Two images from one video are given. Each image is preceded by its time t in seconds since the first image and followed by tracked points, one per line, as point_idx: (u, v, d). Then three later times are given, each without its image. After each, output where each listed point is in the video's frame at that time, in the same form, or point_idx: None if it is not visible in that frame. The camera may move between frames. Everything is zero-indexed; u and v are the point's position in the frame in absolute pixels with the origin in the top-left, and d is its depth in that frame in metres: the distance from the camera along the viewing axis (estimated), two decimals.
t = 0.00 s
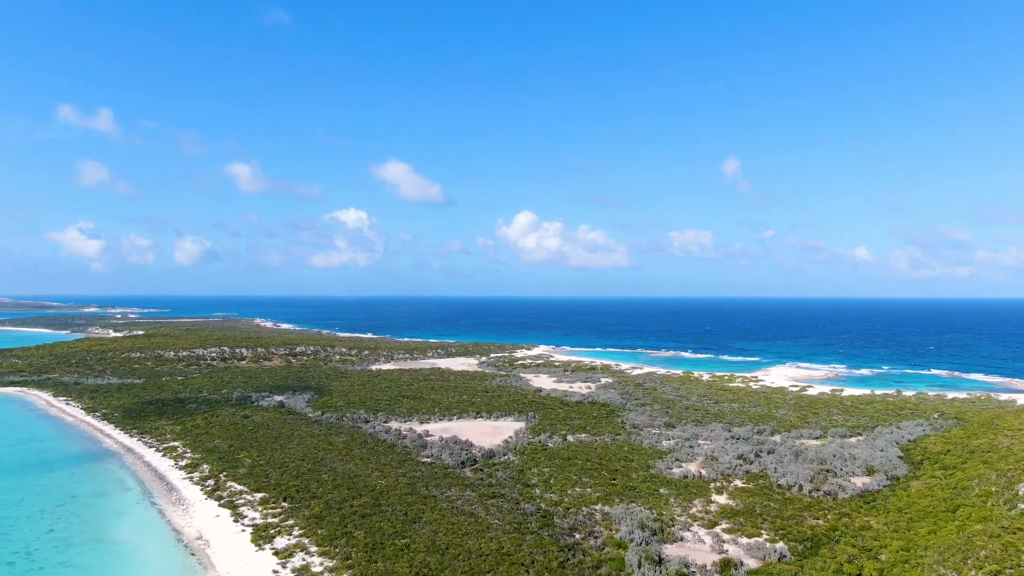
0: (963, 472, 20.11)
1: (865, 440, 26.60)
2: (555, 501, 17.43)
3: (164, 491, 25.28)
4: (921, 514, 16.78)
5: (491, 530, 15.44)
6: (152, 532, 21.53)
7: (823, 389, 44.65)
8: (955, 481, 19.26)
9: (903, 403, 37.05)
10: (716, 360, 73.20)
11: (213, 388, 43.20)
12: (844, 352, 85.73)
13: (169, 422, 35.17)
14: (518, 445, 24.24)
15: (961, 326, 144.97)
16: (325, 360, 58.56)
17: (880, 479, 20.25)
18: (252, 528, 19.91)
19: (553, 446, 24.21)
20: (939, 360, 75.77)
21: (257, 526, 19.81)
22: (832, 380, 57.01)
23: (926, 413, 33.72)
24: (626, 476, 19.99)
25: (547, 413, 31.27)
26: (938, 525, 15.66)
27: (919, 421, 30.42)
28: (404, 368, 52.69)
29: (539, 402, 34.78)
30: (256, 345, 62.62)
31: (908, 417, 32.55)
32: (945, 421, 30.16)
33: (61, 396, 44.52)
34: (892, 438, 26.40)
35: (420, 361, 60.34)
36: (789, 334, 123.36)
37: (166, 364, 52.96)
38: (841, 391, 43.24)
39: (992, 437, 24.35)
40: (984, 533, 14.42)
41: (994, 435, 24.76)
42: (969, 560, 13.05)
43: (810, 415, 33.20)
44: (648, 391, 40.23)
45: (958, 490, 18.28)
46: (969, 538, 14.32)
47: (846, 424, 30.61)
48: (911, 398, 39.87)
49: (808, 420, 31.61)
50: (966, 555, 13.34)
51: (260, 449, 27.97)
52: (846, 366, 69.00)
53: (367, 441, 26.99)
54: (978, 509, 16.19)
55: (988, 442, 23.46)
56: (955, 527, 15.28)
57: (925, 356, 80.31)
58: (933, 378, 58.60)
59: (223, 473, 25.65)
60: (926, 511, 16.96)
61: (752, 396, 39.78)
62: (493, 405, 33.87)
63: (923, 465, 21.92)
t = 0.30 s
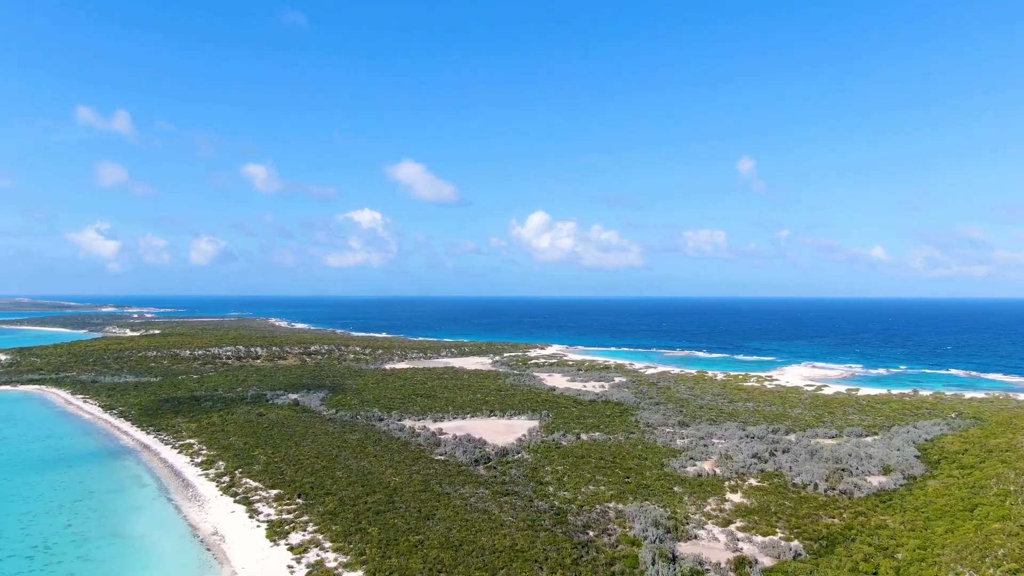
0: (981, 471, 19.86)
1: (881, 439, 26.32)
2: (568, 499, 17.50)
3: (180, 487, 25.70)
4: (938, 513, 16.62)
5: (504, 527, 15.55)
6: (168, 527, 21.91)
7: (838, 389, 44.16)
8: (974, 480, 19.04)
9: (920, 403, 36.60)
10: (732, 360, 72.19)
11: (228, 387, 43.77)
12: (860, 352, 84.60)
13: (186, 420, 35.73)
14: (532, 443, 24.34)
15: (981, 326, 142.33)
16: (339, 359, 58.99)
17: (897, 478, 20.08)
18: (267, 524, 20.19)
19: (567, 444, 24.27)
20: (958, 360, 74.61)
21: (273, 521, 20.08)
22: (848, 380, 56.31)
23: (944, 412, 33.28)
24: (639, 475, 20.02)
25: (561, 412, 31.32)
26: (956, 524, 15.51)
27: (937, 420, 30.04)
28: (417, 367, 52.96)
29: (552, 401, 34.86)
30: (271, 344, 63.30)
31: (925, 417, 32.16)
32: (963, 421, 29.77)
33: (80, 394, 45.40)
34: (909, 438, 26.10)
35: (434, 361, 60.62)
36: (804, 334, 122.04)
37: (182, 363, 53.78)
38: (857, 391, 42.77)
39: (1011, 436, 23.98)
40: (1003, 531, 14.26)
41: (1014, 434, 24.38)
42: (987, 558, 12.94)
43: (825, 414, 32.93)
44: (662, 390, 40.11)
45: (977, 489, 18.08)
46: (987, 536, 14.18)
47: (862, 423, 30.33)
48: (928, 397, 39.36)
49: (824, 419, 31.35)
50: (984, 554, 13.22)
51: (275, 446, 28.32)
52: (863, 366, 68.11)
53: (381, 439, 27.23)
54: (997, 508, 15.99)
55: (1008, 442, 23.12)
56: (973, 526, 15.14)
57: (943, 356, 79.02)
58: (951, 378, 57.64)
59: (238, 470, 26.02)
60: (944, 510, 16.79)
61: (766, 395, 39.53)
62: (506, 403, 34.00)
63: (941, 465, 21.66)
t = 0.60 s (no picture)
0: (999, 470, 19.65)
1: (897, 438, 26.10)
2: (581, 496, 17.58)
3: (196, 483, 26.10)
4: (955, 512, 16.46)
5: (517, 523, 15.66)
6: (184, 522, 22.27)
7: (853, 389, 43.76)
8: (991, 479, 18.85)
9: (937, 402, 36.21)
10: (746, 360, 71.58)
11: (243, 385, 44.34)
12: (876, 352, 83.64)
13: (201, 417, 36.25)
14: (544, 441, 24.44)
15: (999, 326, 140.34)
16: (352, 358, 59.49)
17: (913, 477, 19.93)
18: (281, 520, 20.45)
19: (579, 442, 24.33)
20: (975, 360, 73.64)
21: (287, 517, 20.35)
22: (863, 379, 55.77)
23: (961, 412, 32.89)
24: (652, 473, 20.04)
25: (574, 411, 31.39)
26: (973, 523, 15.37)
27: (953, 420, 29.70)
28: (429, 366, 53.25)
29: (566, 399, 34.92)
30: (285, 343, 63.98)
31: (941, 416, 31.79)
32: (980, 420, 29.42)
33: (97, 391, 46.16)
34: (926, 437, 25.84)
35: (447, 360, 60.90)
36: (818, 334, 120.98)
37: (197, 361, 54.51)
38: (872, 391, 42.37)
39: None
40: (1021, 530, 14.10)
41: None
42: (1005, 556, 12.81)
43: (840, 413, 32.71)
44: (675, 389, 39.99)
45: (994, 488, 17.90)
46: (1005, 534, 14.05)
47: (877, 423, 30.09)
48: (945, 397, 38.90)
49: (838, 418, 31.15)
50: (1001, 552, 13.09)
51: (289, 444, 28.66)
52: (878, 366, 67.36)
53: (394, 437, 27.46)
54: (1016, 507, 15.82)
55: None
56: (990, 524, 15.00)
57: (961, 356, 77.93)
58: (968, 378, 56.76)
59: (252, 467, 26.37)
60: (960, 509, 16.64)
61: (780, 394, 39.32)
62: (519, 402, 34.15)
63: (957, 464, 21.46)
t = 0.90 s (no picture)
0: (1015, 468, 19.47)
1: (911, 438, 25.89)
2: (593, 494, 17.63)
3: (208, 480, 26.45)
4: (969, 511, 16.35)
5: (528, 521, 15.74)
6: (197, 518, 22.58)
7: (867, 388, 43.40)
8: (1008, 478, 18.66)
9: (952, 402, 35.86)
10: (759, 360, 70.99)
11: (256, 383, 44.82)
12: (889, 352, 82.74)
13: (213, 415, 36.72)
14: (556, 440, 24.52)
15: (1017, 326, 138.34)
16: (364, 357, 59.95)
17: (927, 475, 19.79)
18: (293, 516, 20.68)
19: (591, 441, 24.38)
20: (992, 360, 72.69)
21: (299, 513, 20.58)
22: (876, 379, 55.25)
23: (976, 411, 32.54)
24: (664, 471, 20.06)
25: (585, 410, 31.44)
26: (988, 521, 15.27)
27: (968, 419, 29.40)
28: (441, 365, 53.53)
29: (576, 398, 34.97)
30: (297, 342, 64.54)
31: (956, 416, 31.48)
32: (996, 420, 29.08)
33: (111, 390, 46.86)
34: (941, 436, 25.60)
35: (458, 359, 61.16)
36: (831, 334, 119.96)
37: (210, 360, 55.15)
38: (885, 390, 42.02)
39: None
40: None
41: None
42: (1020, 555, 12.70)
43: (853, 413, 32.48)
44: (687, 389, 39.90)
45: (1009, 487, 17.74)
46: (1021, 533, 13.94)
47: (891, 422, 29.88)
48: (960, 397, 38.48)
49: (852, 417, 30.96)
50: (1016, 549, 13.01)
51: (301, 441, 28.96)
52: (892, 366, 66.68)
53: (405, 435, 27.66)
54: None
55: None
56: (1006, 523, 14.87)
57: (976, 356, 76.92)
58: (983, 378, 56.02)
59: (265, 464, 26.67)
60: (975, 507, 16.53)
61: (793, 393, 39.09)
62: (530, 401, 34.27)
63: (971, 463, 21.25)
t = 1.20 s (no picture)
0: None
1: (925, 437, 25.67)
2: (604, 492, 17.69)
3: (221, 477, 26.78)
4: (984, 509, 16.21)
5: (539, 518, 15.83)
6: (210, 514, 22.89)
7: (880, 388, 43.02)
8: None
9: (967, 401, 35.47)
10: (772, 360, 70.28)
11: (268, 382, 45.29)
12: (903, 352, 81.70)
13: (226, 413, 37.16)
14: (567, 438, 24.58)
15: None
16: (376, 356, 60.34)
17: (941, 475, 19.60)
18: (305, 513, 20.91)
19: (602, 439, 24.43)
20: (1009, 360, 71.58)
21: (310, 510, 20.80)
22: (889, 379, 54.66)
23: (991, 411, 32.15)
24: (675, 469, 20.07)
25: (596, 408, 31.47)
26: (1004, 520, 15.14)
27: (983, 419, 29.07)
28: (452, 364, 53.79)
29: (587, 397, 34.99)
30: (309, 342, 65.11)
31: (971, 415, 31.14)
32: (1011, 420, 28.72)
33: (124, 388, 47.53)
34: (955, 436, 25.35)
35: (469, 358, 61.37)
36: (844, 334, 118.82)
37: (223, 359, 55.78)
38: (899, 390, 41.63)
39: None
40: None
41: None
42: None
43: (866, 412, 32.23)
44: (698, 388, 39.81)
45: None
46: None
47: (904, 421, 29.62)
48: (975, 396, 38.00)
49: (865, 417, 30.72)
50: None
51: (313, 439, 29.25)
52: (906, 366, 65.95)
53: (416, 433, 27.85)
54: None
55: None
56: (1022, 522, 14.73)
57: (992, 355, 75.76)
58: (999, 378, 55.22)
59: (277, 461, 26.97)
60: (990, 506, 16.38)
61: (806, 393, 38.83)
62: (541, 399, 34.37)
63: (986, 463, 21.02)
